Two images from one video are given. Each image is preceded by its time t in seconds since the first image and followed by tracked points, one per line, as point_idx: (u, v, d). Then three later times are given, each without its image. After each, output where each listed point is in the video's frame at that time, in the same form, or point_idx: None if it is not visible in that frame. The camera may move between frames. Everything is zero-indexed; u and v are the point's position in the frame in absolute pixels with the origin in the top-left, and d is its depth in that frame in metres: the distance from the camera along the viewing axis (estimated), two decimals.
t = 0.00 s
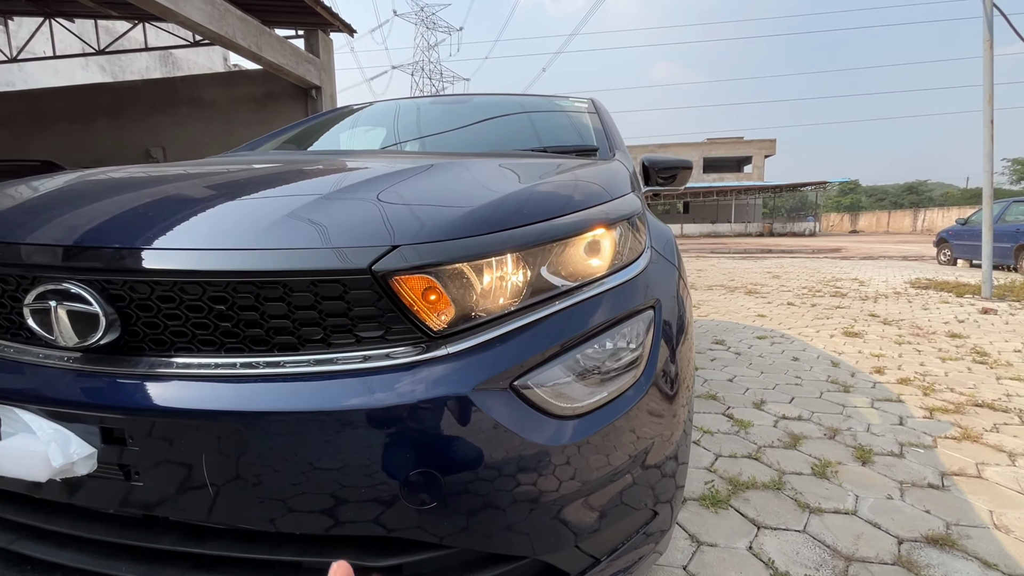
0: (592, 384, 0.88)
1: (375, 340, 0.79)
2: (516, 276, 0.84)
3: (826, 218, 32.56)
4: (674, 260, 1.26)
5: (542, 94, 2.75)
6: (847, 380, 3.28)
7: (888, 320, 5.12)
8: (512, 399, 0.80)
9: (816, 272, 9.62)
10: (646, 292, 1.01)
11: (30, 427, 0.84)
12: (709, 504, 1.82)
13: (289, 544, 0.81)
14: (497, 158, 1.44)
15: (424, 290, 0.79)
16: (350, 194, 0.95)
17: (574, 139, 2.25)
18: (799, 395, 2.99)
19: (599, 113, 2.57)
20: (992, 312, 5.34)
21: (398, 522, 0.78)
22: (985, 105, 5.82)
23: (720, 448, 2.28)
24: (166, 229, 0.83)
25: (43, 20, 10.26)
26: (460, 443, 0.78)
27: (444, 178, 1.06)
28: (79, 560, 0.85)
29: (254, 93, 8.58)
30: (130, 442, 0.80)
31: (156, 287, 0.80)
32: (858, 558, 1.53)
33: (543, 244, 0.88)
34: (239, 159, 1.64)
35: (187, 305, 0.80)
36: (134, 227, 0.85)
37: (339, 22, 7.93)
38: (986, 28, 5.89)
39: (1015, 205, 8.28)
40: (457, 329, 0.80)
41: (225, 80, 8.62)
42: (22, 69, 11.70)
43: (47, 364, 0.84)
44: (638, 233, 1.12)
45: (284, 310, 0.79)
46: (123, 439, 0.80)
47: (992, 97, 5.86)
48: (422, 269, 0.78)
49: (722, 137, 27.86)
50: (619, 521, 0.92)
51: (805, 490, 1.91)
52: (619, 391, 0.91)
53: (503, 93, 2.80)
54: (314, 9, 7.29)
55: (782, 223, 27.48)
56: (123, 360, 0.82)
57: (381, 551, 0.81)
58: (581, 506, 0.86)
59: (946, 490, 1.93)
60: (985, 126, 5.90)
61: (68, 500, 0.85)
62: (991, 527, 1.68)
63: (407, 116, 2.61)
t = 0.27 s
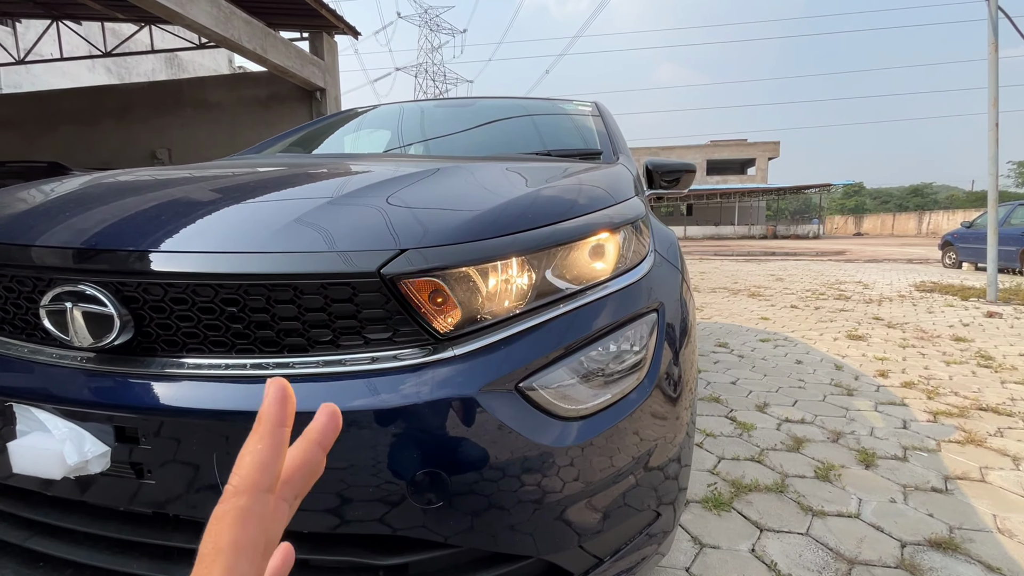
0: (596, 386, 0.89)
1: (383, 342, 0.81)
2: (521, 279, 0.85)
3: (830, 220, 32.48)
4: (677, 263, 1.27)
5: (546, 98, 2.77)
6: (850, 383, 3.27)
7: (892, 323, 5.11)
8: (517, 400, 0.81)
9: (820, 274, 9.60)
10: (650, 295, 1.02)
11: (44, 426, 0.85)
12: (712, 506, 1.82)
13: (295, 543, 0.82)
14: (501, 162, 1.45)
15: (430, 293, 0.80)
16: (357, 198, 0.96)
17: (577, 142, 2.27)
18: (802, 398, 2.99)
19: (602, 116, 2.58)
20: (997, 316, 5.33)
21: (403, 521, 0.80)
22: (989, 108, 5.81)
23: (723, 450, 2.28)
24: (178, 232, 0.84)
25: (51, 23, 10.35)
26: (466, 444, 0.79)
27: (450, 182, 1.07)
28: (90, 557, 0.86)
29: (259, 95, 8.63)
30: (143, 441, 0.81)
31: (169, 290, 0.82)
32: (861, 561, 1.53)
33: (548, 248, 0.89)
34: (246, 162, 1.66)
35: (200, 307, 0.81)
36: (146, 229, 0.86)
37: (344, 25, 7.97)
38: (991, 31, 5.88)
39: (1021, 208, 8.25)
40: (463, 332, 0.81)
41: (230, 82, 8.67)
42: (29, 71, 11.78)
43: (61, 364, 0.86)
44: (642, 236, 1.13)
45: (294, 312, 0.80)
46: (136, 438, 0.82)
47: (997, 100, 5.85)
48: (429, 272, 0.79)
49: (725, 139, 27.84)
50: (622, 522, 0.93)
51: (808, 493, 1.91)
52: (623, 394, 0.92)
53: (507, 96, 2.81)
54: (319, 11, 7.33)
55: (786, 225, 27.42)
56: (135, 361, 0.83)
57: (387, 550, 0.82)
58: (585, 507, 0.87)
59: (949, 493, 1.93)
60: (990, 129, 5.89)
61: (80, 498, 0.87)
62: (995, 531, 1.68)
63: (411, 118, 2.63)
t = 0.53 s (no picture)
0: (596, 387, 0.89)
1: (382, 344, 0.81)
2: (520, 281, 0.85)
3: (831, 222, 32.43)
4: (678, 265, 1.27)
5: (547, 99, 2.77)
6: (852, 385, 3.27)
7: (894, 325, 5.10)
8: (516, 402, 0.81)
9: (822, 276, 9.59)
10: (650, 296, 1.02)
11: (44, 427, 0.85)
12: (713, 508, 1.82)
13: (295, 544, 0.82)
14: (502, 163, 1.45)
15: (430, 295, 0.80)
16: (357, 199, 0.96)
17: (578, 143, 2.26)
18: (803, 400, 2.98)
19: (604, 118, 2.58)
20: (999, 318, 5.31)
21: (402, 523, 0.79)
22: (992, 109, 5.80)
23: (724, 452, 2.28)
24: (178, 233, 0.85)
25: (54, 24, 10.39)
26: (465, 445, 0.79)
27: (451, 183, 1.07)
28: (91, 557, 0.87)
29: (261, 96, 8.65)
30: (143, 442, 0.81)
31: (169, 291, 0.82)
32: (862, 564, 1.52)
33: (548, 249, 0.89)
34: (246, 163, 1.66)
35: (200, 309, 0.81)
36: (147, 230, 0.87)
37: (346, 26, 7.99)
38: (993, 32, 5.87)
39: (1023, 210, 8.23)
40: (463, 334, 0.82)
41: (232, 83, 8.69)
42: (32, 71, 11.82)
43: (62, 364, 0.86)
44: (642, 238, 1.13)
45: (294, 313, 0.80)
46: (135, 439, 0.82)
47: (999, 101, 5.84)
48: (429, 274, 0.79)
49: (728, 141, 27.81)
50: (622, 524, 0.92)
51: (809, 496, 1.91)
52: (623, 396, 0.92)
53: (509, 98, 2.81)
54: (321, 12, 7.35)
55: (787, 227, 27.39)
56: (136, 362, 0.83)
57: (386, 551, 0.82)
58: (585, 509, 0.87)
59: (951, 496, 1.92)
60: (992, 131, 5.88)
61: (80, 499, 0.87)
62: (996, 534, 1.68)
63: (413, 119, 2.63)
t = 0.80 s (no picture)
0: (595, 387, 0.89)
1: (382, 343, 0.81)
2: (520, 280, 0.85)
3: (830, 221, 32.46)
4: (677, 264, 1.27)
5: (547, 98, 2.77)
6: (851, 385, 3.27)
7: (893, 325, 5.10)
8: (516, 402, 0.81)
9: (821, 275, 9.59)
10: (650, 296, 1.02)
11: (43, 426, 0.85)
12: (712, 507, 1.82)
13: (295, 544, 0.82)
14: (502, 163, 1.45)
15: (429, 294, 0.80)
16: (357, 198, 0.97)
17: (578, 143, 2.26)
18: (802, 400, 2.99)
19: (603, 117, 2.58)
20: (998, 317, 5.31)
21: (402, 522, 0.80)
22: (991, 109, 5.81)
23: (723, 451, 2.28)
24: (178, 232, 0.85)
25: (53, 23, 10.37)
26: (465, 444, 0.79)
27: (450, 183, 1.07)
28: (90, 556, 0.87)
29: (260, 95, 8.63)
30: (142, 441, 0.81)
31: (168, 290, 0.82)
32: (861, 562, 1.53)
33: (547, 249, 0.89)
34: (245, 162, 1.65)
35: (199, 307, 0.81)
36: (146, 229, 0.86)
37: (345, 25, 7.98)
38: (992, 32, 5.88)
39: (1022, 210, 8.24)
40: (462, 333, 0.82)
41: (231, 82, 8.68)
42: (31, 70, 11.80)
43: (61, 363, 0.86)
44: (641, 237, 1.13)
45: (293, 312, 0.80)
46: (135, 438, 0.82)
47: (998, 100, 5.84)
48: (429, 273, 0.79)
49: (728, 140, 27.82)
50: (621, 523, 0.93)
51: (807, 495, 1.91)
52: (622, 395, 0.92)
53: (508, 97, 2.81)
54: (320, 11, 7.34)
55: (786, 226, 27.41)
56: (135, 361, 0.83)
57: (386, 550, 0.82)
58: (584, 508, 0.87)
59: (949, 495, 1.93)
60: (991, 131, 5.89)
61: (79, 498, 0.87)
62: (995, 533, 1.68)
63: (412, 119, 2.63)
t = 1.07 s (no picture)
0: (593, 387, 0.90)
1: (382, 345, 0.82)
2: (519, 282, 0.86)
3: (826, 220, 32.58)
4: (674, 265, 1.28)
5: (543, 98, 2.78)
6: (846, 382, 3.30)
7: (887, 323, 5.14)
8: (514, 402, 0.82)
9: (816, 273, 9.64)
10: (647, 296, 1.03)
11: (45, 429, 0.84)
12: (708, 505, 1.84)
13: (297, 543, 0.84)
14: (499, 164, 1.46)
15: (429, 296, 0.81)
16: (357, 201, 0.97)
17: (575, 143, 2.27)
18: (797, 397, 3.01)
19: (600, 117, 2.59)
20: (991, 315, 5.36)
21: (402, 521, 0.81)
22: (985, 108, 5.85)
23: (719, 449, 2.30)
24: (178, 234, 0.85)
25: (46, 20, 10.31)
26: (464, 444, 0.80)
27: (450, 184, 1.09)
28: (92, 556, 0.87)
29: (256, 93, 8.60)
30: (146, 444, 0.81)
31: (170, 292, 0.82)
32: (855, 559, 1.55)
33: (545, 250, 0.90)
34: (244, 163, 1.66)
35: (201, 310, 0.82)
36: (145, 230, 0.87)
37: (341, 22, 7.95)
38: (986, 31, 5.91)
39: (1015, 208, 8.30)
40: (462, 334, 0.83)
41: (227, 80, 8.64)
42: (24, 68, 11.71)
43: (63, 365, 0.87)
44: (638, 238, 1.14)
45: (295, 315, 0.81)
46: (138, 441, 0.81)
47: (992, 100, 5.88)
48: (428, 275, 0.80)
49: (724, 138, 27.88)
50: (619, 521, 0.94)
51: (802, 492, 1.93)
52: (620, 394, 0.93)
53: (505, 97, 2.82)
54: (316, 9, 7.31)
55: (782, 224, 27.50)
56: (137, 363, 0.84)
57: (385, 549, 0.83)
58: (582, 507, 0.88)
59: (942, 492, 1.95)
60: (985, 130, 5.93)
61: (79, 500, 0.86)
62: (986, 529, 1.70)
63: (409, 118, 2.63)
